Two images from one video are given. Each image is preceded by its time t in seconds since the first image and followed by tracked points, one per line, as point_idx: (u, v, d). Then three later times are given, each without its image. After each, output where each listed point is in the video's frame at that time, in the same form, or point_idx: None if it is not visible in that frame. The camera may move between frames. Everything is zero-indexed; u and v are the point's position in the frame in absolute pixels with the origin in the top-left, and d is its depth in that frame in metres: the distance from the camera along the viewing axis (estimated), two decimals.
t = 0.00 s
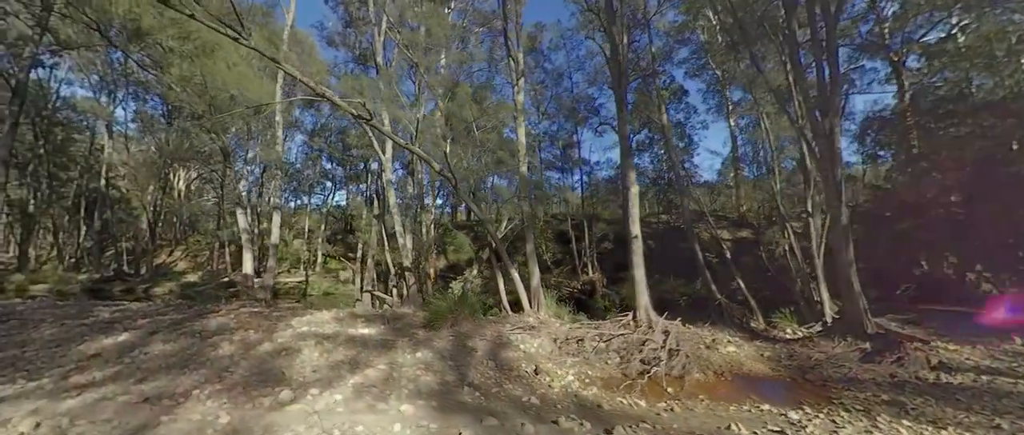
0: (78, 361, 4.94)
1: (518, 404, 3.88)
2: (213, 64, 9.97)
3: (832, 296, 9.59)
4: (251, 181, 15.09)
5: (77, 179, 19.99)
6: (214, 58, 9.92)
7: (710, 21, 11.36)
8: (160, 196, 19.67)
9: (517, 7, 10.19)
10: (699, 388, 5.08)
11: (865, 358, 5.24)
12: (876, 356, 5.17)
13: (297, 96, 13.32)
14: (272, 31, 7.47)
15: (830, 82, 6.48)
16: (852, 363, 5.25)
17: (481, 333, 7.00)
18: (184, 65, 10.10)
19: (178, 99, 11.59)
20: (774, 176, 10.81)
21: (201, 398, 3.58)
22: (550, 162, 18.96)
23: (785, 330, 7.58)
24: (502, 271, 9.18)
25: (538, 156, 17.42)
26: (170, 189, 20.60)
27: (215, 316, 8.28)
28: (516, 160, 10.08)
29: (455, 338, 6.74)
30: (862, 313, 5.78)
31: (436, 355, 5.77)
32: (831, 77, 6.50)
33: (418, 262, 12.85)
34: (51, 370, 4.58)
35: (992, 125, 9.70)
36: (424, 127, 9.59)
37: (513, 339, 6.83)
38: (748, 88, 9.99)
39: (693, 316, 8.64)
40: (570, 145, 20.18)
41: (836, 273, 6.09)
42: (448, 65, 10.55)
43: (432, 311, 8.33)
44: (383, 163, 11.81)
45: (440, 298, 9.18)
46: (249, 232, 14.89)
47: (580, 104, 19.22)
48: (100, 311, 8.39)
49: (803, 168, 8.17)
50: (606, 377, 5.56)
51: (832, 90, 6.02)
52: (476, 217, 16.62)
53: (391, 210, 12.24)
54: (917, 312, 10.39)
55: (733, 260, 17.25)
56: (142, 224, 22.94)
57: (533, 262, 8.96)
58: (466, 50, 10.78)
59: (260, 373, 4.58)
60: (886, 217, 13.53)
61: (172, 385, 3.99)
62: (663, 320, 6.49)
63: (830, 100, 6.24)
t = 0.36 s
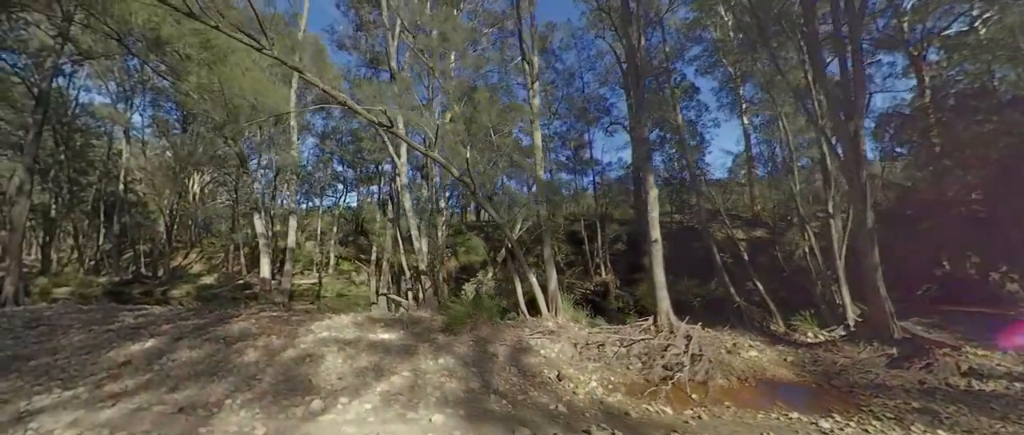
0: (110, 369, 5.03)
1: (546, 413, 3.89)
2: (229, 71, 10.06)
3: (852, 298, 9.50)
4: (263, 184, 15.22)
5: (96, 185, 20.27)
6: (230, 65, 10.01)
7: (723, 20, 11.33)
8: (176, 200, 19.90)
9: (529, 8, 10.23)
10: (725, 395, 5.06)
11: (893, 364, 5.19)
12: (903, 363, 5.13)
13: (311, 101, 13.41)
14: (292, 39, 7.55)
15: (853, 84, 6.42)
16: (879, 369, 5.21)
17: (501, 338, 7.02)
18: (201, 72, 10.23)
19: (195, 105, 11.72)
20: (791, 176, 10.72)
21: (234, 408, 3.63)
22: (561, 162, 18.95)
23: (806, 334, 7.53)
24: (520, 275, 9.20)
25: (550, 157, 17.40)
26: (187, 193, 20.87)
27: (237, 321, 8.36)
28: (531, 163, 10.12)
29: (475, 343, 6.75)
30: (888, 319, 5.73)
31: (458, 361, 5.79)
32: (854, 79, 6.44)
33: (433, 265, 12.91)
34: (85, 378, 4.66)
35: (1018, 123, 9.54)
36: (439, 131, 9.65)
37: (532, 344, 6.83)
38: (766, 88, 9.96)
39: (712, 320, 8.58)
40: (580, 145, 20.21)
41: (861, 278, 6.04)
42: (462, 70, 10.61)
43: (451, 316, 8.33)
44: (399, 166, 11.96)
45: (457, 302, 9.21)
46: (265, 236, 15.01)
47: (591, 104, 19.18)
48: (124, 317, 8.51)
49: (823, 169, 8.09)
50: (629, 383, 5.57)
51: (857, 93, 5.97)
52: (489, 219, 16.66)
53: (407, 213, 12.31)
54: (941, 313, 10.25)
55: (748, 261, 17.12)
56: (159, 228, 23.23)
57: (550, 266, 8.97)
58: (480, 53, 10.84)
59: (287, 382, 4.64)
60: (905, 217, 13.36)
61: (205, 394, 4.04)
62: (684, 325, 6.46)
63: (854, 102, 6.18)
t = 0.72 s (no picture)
0: (141, 371, 5.09)
1: (579, 418, 3.88)
2: (248, 73, 10.12)
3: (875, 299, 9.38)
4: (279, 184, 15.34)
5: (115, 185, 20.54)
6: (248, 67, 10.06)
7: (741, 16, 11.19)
8: (192, 200, 20.11)
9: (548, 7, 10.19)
10: (753, 399, 5.02)
11: (925, 369, 5.13)
12: (936, 367, 5.07)
13: (327, 101, 13.45)
14: (314, 42, 7.59)
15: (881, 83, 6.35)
16: (910, 373, 5.15)
17: (523, 340, 7.02)
18: (221, 74, 10.31)
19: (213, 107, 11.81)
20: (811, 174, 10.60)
21: (269, 413, 3.66)
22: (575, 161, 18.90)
23: (830, 336, 7.45)
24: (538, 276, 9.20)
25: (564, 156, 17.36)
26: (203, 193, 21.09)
27: (258, 322, 8.42)
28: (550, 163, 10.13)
29: (498, 345, 6.76)
30: (917, 321, 5.66)
31: (483, 363, 5.79)
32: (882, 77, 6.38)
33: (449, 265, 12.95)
34: (119, 380, 4.72)
35: None
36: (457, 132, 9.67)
37: (554, 346, 6.82)
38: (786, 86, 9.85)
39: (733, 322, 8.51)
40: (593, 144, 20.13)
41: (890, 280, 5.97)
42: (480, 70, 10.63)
43: (471, 317, 8.35)
44: (416, 167, 12.02)
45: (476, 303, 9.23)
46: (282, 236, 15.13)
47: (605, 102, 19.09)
48: (148, 317, 8.60)
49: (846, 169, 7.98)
50: (655, 385, 5.54)
51: (887, 92, 5.90)
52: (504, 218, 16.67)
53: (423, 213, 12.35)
54: (965, 314, 10.09)
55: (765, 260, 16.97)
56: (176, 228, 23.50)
57: (569, 267, 8.96)
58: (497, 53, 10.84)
59: (316, 385, 4.66)
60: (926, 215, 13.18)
61: (238, 398, 4.09)
62: (708, 327, 6.42)
63: (884, 102, 6.11)
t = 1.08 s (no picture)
0: (171, 368, 5.14)
1: (611, 419, 3.86)
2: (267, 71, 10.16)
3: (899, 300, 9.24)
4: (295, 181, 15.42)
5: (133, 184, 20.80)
6: (268, 65, 10.12)
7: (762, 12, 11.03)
8: (209, 198, 20.30)
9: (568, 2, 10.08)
10: (782, 400, 4.96)
11: (958, 372, 5.04)
12: (969, 371, 4.98)
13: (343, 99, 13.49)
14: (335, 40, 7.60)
15: (912, 79, 6.19)
16: (942, 376, 5.06)
17: (545, 339, 6.99)
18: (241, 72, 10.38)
19: (232, 106, 11.89)
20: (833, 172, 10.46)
21: (301, 411, 3.68)
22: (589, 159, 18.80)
23: (855, 337, 7.34)
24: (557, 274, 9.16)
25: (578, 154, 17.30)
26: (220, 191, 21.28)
27: (279, 319, 8.47)
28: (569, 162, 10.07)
29: (519, 344, 6.74)
30: (949, 323, 5.56)
31: (506, 362, 5.78)
32: (913, 73, 6.21)
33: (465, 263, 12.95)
34: (150, 377, 4.76)
35: None
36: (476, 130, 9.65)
37: (575, 345, 6.79)
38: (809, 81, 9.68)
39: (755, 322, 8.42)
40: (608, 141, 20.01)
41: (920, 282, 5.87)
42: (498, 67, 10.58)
43: (490, 316, 8.34)
44: (433, 165, 12.01)
45: (495, 302, 9.22)
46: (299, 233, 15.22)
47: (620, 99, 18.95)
48: (171, 313, 8.69)
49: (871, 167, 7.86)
50: (680, 386, 5.50)
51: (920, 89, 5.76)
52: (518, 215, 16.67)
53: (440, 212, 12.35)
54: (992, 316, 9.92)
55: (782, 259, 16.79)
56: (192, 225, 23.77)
57: (588, 266, 8.92)
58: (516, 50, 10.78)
59: (343, 383, 4.68)
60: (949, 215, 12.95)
61: (269, 396, 4.11)
62: (733, 327, 6.34)
63: (916, 98, 5.95)
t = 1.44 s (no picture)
0: (195, 367, 5.18)
1: (639, 421, 3.82)
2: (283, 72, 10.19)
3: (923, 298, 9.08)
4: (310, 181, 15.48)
5: (149, 184, 21.04)
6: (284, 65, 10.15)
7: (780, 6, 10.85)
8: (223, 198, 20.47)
9: None
10: (809, 401, 4.88)
11: (991, 374, 4.93)
12: (1002, 372, 4.87)
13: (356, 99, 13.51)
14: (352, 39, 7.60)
15: (940, 71, 6.04)
16: (974, 378, 4.95)
17: (564, 338, 6.94)
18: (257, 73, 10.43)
19: (248, 107, 11.96)
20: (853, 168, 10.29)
21: (328, 413, 3.68)
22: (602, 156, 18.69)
23: (880, 337, 7.22)
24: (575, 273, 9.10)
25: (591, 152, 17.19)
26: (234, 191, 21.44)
27: (297, 318, 8.50)
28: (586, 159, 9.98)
29: (539, 343, 6.71)
30: (980, 323, 5.45)
31: (528, 362, 5.75)
32: (942, 66, 6.06)
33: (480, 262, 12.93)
34: (176, 377, 4.79)
35: None
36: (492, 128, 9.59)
37: (595, 345, 6.73)
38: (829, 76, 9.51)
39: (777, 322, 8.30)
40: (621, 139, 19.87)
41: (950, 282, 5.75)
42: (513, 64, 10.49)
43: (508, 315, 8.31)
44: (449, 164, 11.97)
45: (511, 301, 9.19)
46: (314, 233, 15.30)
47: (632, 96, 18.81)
48: (191, 313, 8.77)
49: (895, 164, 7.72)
50: (704, 386, 5.43)
51: (950, 82, 5.61)
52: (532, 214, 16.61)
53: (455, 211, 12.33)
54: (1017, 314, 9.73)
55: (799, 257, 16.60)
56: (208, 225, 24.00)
57: (605, 265, 8.85)
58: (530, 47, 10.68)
59: (366, 384, 4.68)
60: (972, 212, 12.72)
61: (294, 396, 4.12)
62: (756, 327, 6.25)
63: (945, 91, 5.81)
